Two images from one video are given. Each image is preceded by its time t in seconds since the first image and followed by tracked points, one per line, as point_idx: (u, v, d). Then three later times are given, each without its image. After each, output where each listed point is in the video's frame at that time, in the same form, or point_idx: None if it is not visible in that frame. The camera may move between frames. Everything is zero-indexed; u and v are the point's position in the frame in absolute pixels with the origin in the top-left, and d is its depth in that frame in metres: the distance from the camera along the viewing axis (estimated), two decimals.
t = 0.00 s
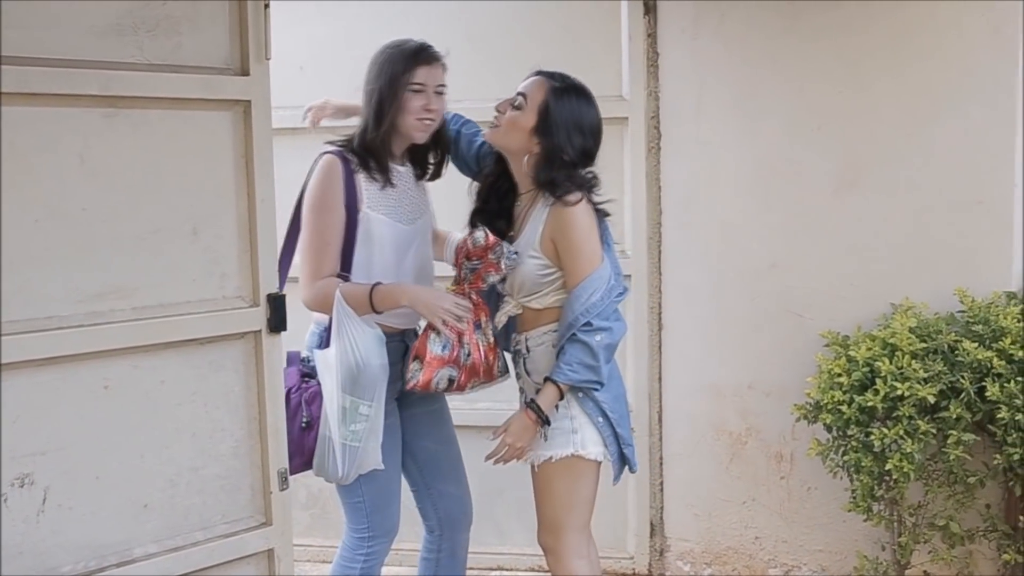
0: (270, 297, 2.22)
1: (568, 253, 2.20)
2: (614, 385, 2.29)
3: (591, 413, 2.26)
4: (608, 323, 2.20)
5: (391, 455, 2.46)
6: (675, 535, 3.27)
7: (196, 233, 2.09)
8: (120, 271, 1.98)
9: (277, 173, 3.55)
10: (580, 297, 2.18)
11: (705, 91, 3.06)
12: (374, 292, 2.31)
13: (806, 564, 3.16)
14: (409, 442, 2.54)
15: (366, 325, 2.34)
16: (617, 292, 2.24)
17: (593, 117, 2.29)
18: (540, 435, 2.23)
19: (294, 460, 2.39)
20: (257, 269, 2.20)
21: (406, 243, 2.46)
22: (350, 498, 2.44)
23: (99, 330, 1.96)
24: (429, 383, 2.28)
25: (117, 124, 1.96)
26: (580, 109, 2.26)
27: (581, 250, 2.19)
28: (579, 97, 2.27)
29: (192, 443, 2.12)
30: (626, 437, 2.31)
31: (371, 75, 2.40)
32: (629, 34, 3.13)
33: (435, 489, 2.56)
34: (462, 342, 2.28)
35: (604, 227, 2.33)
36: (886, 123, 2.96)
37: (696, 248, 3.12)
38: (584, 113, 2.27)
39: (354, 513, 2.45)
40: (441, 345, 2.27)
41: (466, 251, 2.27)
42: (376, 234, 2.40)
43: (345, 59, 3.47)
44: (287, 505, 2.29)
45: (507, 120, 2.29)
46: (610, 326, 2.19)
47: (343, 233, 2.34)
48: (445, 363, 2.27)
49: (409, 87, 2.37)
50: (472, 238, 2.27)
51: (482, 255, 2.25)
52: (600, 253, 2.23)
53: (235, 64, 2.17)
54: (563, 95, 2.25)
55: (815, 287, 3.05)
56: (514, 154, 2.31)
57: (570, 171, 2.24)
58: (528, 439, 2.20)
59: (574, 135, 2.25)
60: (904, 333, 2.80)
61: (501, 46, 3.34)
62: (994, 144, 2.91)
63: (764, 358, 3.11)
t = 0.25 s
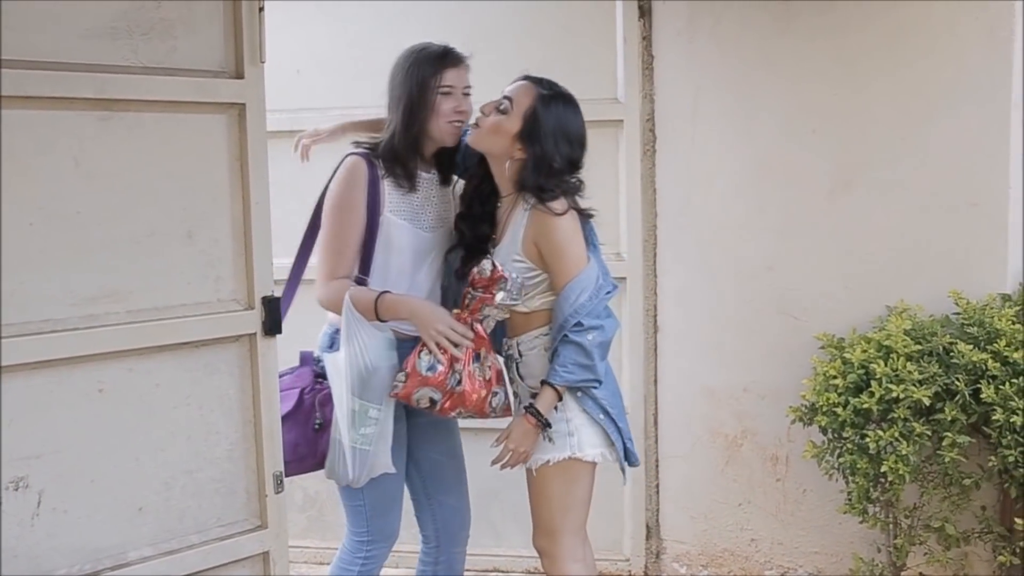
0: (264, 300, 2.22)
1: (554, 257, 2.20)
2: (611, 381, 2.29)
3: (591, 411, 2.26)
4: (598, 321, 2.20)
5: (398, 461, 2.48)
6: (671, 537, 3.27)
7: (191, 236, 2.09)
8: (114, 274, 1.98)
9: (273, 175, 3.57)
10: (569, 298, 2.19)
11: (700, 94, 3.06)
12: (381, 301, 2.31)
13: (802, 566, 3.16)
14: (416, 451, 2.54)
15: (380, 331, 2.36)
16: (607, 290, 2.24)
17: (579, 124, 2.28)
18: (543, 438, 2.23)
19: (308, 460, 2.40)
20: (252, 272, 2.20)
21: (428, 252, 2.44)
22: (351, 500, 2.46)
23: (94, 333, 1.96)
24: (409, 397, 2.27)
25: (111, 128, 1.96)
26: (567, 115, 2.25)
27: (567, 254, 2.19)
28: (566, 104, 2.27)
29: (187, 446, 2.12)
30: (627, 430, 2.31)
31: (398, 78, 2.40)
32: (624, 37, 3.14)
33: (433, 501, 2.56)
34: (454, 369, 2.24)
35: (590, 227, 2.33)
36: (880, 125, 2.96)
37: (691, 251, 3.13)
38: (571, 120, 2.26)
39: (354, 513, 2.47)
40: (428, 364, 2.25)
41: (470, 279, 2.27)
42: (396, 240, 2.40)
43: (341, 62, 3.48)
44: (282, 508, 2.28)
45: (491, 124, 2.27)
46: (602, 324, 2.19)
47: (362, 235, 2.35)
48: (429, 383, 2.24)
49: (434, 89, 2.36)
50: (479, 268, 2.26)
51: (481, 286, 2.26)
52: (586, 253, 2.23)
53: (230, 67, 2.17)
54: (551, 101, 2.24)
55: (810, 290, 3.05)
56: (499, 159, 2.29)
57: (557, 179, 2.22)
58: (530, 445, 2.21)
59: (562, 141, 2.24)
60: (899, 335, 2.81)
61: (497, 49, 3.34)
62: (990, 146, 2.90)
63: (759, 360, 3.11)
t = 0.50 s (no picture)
0: (259, 304, 2.23)
1: (539, 259, 2.19)
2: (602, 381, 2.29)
3: (583, 411, 2.25)
4: (587, 320, 2.19)
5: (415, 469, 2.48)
6: (666, 541, 3.27)
7: (186, 240, 2.09)
8: (109, 278, 1.98)
9: (268, 182, 3.57)
10: (556, 298, 2.18)
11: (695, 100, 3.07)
12: (391, 305, 2.28)
13: (797, 571, 3.16)
14: (431, 462, 2.54)
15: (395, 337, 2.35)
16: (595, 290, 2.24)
17: (562, 130, 2.28)
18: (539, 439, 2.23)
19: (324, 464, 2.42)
20: (247, 276, 2.20)
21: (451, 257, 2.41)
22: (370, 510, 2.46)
23: (88, 337, 1.96)
24: (402, 397, 2.22)
25: (106, 131, 1.96)
26: (550, 121, 2.25)
27: (552, 255, 2.19)
28: (551, 111, 2.27)
29: (181, 450, 2.11)
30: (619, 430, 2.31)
31: (427, 86, 2.40)
32: (619, 41, 3.14)
33: (437, 512, 2.56)
34: (451, 379, 2.20)
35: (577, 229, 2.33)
36: (875, 131, 2.96)
37: (687, 255, 3.14)
38: (553, 125, 2.26)
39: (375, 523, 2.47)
40: (422, 368, 2.21)
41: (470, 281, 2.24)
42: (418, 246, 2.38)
43: (337, 66, 3.48)
44: (276, 512, 2.28)
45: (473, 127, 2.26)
46: (591, 323, 2.19)
47: (384, 241, 2.34)
48: (424, 387, 2.19)
49: (462, 95, 2.39)
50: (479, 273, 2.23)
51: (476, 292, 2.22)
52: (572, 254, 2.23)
53: (225, 71, 2.17)
54: (534, 106, 2.24)
55: (805, 295, 3.06)
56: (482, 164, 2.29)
57: (540, 185, 2.22)
58: (525, 444, 2.21)
59: (544, 147, 2.24)
60: (894, 340, 2.81)
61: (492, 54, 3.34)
62: (985, 152, 2.90)
63: (754, 365, 3.11)
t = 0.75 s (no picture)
0: (257, 303, 2.23)
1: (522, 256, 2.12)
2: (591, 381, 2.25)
3: (573, 411, 2.20)
4: (574, 318, 2.18)
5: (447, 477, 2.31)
6: (665, 540, 3.27)
7: (183, 239, 2.08)
8: (106, 277, 1.97)
9: (266, 181, 3.57)
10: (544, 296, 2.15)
11: (693, 99, 3.07)
12: (428, 293, 2.13)
13: (796, 569, 3.16)
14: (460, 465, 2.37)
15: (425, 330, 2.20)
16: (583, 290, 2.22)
17: (551, 128, 2.16)
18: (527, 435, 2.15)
19: (342, 463, 2.29)
20: (244, 275, 2.20)
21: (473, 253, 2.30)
22: (407, 519, 2.30)
23: (86, 336, 1.95)
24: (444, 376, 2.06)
25: (103, 130, 1.96)
26: (535, 119, 2.14)
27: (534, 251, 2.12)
28: (539, 109, 2.15)
29: (180, 449, 2.11)
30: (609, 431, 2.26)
31: (449, 88, 2.33)
32: (617, 40, 3.14)
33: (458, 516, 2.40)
34: (496, 349, 2.04)
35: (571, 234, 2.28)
36: (872, 129, 2.96)
37: (685, 254, 3.14)
38: (539, 123, 2.14)
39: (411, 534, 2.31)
40: (464, 340, 2.06)
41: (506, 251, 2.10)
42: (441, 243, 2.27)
43: (335, 65, 3.48)
44: (273, 511, 2.28)
45: (462, 127, 2.18)
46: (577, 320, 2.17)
47: (410, 237, 2.21)
48: (468, 359, 2.04)
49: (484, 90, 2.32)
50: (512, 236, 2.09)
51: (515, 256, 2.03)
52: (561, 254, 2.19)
53: (222, 70, 2.17)
54: (522, 104, 2.14)
55: (804, 294, 3.06)
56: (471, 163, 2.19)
57: (522, 183, 2.10)
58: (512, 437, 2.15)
59: (530, 145, 2.13)
60: (892, 338, 2.81)
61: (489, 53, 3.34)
62: (983, 151, 2.90)
63: (752, 364, 3.11)
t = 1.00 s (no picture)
0: (258, 300, 2.23)
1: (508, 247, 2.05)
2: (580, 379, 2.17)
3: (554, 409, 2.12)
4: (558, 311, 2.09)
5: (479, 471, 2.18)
6: (666, 537, 3.27)
7: (184, 237, 2.08)
8: (107, 275, 1.97)
9: (267, 178, 3.57)
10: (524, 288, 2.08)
11: (694, 96, 3.07)
12: (489, 268, 2.03)
13: (797, 567, 3.16)
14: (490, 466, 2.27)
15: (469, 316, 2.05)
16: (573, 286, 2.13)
17: (550, 127, 2.06)
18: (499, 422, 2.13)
19: (358, 462, 2.12)
20: (245, 273, 2.20)
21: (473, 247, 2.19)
22: (440, 514, 2.16)
23: (88, 334, 1.95)
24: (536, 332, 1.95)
25: (104, 128, 1.96)
26: (532, 118, 2.04)
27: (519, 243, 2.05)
28: (538, 107, 2.06)
29: (181, 447, 2.11)
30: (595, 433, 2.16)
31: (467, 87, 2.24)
32: (618, 38, 3.14)
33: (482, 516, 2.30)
34: (579, 300, 2.00)
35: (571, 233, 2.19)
36: (874, 127, 2.96)
37: (686, 251, 3.14)
38: (537, 123, 2.05)
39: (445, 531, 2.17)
40: (547, 295, 2.00)
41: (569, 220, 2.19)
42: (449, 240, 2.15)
43: (336, 62, 3.48)
44: (275, 509, 2.28)
45: (460, 122, 2.12)
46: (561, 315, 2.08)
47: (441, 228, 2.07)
48: (558, 308, 1.98)
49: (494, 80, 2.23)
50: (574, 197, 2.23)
51: (594, 197, 2.21)
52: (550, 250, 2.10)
53: (223, 68, 2.17)
54: (519, 102, 2.05)
55: (805, 291, 3.05)
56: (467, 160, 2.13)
57: (510, 186, 2.02)
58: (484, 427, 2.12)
59: (523, 146, 2.03)
60: (894, 336, 2.81)
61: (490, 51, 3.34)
62: (985, 148, 2.90)
63: (753, 361, 3.11)
